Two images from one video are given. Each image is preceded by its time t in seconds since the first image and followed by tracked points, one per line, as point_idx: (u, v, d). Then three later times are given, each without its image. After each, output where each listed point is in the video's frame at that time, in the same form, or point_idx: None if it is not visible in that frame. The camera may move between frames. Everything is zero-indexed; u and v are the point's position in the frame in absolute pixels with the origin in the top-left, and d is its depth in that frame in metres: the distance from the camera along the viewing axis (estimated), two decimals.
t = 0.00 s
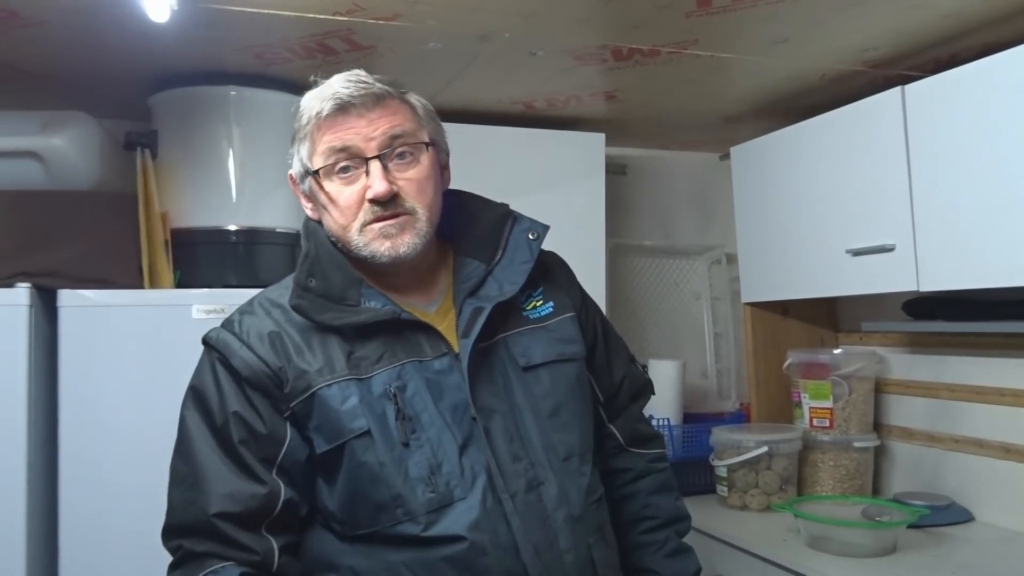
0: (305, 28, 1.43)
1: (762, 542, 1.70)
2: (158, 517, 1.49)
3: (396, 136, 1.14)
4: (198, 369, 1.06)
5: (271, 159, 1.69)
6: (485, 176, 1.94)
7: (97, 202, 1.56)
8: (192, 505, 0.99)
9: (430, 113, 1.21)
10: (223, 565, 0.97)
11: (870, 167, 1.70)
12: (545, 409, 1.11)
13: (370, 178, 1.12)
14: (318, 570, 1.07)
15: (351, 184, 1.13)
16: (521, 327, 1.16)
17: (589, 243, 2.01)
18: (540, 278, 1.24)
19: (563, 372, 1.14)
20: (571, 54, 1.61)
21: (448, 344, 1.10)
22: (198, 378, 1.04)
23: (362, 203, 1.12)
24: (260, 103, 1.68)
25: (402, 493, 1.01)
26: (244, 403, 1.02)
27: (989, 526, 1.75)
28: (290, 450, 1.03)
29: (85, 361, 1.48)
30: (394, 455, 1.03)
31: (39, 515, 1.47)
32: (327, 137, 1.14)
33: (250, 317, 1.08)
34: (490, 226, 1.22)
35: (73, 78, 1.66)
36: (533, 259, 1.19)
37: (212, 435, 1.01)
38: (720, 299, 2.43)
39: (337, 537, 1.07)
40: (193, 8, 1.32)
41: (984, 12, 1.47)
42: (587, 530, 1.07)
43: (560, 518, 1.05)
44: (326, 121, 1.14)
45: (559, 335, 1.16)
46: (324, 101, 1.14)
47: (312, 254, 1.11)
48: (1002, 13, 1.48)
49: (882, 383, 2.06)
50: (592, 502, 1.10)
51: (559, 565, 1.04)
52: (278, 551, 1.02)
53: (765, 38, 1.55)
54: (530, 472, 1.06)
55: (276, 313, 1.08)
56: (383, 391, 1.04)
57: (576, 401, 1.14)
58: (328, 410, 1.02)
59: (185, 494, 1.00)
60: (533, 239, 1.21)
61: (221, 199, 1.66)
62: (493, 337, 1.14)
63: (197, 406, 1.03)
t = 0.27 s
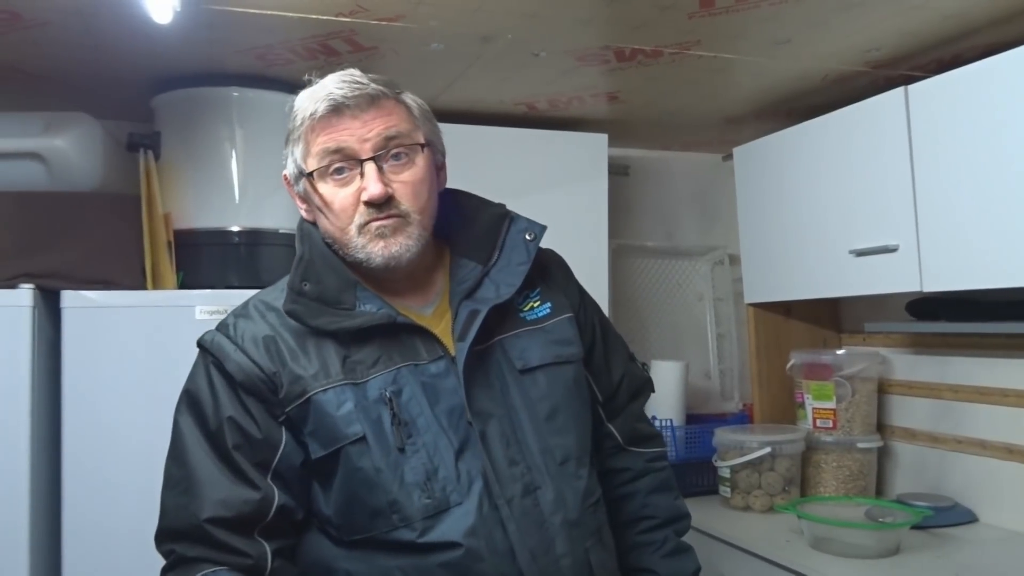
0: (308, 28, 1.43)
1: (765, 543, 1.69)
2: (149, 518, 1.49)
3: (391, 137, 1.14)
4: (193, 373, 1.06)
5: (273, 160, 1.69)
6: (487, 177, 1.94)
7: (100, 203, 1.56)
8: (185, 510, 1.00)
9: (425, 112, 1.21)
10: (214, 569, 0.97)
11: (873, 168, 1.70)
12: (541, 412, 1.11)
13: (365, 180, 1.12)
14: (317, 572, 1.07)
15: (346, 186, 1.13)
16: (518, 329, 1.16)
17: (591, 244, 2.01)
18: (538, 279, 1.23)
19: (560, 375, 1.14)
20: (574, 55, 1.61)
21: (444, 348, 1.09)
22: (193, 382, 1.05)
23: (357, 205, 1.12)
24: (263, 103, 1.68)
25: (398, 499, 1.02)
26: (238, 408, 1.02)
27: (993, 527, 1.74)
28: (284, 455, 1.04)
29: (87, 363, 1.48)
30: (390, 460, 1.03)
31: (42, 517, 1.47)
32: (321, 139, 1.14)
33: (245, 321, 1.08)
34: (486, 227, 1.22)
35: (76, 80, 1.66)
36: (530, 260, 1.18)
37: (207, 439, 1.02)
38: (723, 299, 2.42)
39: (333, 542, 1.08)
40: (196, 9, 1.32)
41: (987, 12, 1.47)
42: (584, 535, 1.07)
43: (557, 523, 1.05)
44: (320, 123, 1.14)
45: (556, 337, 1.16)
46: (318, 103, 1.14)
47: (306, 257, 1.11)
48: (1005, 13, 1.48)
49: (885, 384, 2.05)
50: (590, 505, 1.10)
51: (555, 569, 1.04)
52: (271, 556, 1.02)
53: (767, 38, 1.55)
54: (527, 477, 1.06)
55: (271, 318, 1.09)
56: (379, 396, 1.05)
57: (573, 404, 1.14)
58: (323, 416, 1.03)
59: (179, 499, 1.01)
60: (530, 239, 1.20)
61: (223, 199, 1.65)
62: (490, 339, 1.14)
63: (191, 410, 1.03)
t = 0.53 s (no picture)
0: (311, 30, 1.43)
1: (767, 544, 1.69)
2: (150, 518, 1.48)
3: (387, 139, 1.14)
4: (190, 374, 1.07)
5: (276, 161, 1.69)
6: (489, 178, 1.94)
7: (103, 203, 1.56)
8: (183, 511, 1.00)
9: (422, 114, 1.21)
10: (213, 571, 0.98)
11: (877, 169, 1.69)
12: (538, 415, 1.10)
13: (361, 182, 1.12)
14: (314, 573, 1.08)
15: (342, 188, 1.13)
16: (515, 330, 1.15)
17: (592, 246, 2.01)
18: (535, 281, 1.23)
19: (557, 376, 1.13)
20: (576, 56, 1.61)
21: (440, 350, 1.09)
22: (190, 384, 1.05)
23: (353, 207, 1.12)
24: (265, 104, 1.68)
25: (392, 502, 1.02)
26: (235, 410, 1.03)
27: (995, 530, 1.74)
28: (281, 456, 1.04)
29: (89, 364, 1.48)
30: (384, 463, 1.03)
31: (44, 518, 1.47)
32: (318, 140, 1.13)
33: (242, 323, 1.09)
34: (484, 228, 1.21)
35: (79, 81, 1.66)
36: (527, 261, 1.18)
37: (204, 441, 1.03)
38: (725, 301, 2.42)
39: (328, 544, 1.07)
40: (199, 10, 1.32)
41: (991, 13, 1.46)
42: (579, 538, 1.07)
43: (552, 526, 1.05)
44: (317, 124, 1.14)
45: (553, 338, 1.16)
46: (314, 104, 1.13)
47: (302, 259, 1.11)
48: (1007, 15, 1.47)
49: (888, 385, 2.05)
50: (585, 508, 1.09)
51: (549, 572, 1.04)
52: (270, 557, 1.03)
53: (769, 40, 1.55)
54: (522, 480, 1.06)
55: (267, 319, 1.09)
56: (374, 399, 1.05)
57: (570, 406, 1.13)
58: (318, 418, 1.03)
59: (177, 501, 1.01)
60: (528, 240, 1.20)
61: (226, 200, 1.65)
62: (486, 341, 1.14)
63: (188, 411, 1.04)
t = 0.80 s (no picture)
0: (312, 30, 1.43)
1: (768, 545, 1.69)
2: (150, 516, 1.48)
3: (386, 133, 1.14)
4: (188, 373, 1.07)
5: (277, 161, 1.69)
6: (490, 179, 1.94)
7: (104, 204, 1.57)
8: (180, 509, 1.00)
9: (421, 111, 1.21)
10: (211, 569, 0.98)
11: (879, 170, 1.69)
12: (533, 415, 1.10)
13: (360, 176, 1.12)
14: (310, 573, 1.08)
15: (341, 183, 1.13)
16: (511, 330, 1.15)
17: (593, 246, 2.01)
18: (533, 280, 1.23)
19: (554, 376, 1.13)
20: (577, 57, 1.61)
21: (435, 349, 1.10)
22: (188, 383, 1.06)
23: (353, 201, 1.12)
24: (267, 105, 1.68)
25: (386, 501, 1.01)
26: (231, 409, 1.03)
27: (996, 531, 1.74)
28: (277, 455, 1.05)
29: (89, 363, 1.48)
30: (378, 462, 1.03)
31: (44, 518, 1.47)
32: (316, 136, 1.14)
33: (239, 322, 1.09)
34: (481, 228, 1.22)
35: (81, 80, 1.66)
36: (523, 259, 1.17)
37: (201, 440, 1.03)
38: (726, 301, 2.41)
39: (322, 543, 1.07)
40: (200, 10, 1.32)
41: (993, 14, 1.46)
42: (574, 538, 1.07)
43: (546, 526, 1.05)
44: (315, 120, 1.14)
45: (550, 338, 1.15)
46: (313, 100, 1.14)
47: (299, 257, 1.12)
48: (1010, 15, 1.47)
49: (889, 387, 2.05)
50: (580, 509, 1.09)
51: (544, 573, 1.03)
52: (267, 556, 1.03)
53: (771, 40, 1.55)
54: (516, 480, 1.06)
55: (263, 318, 1.09)
56: (368, 398, 1.05)
57: (565, 407, 1.13)
58: (313, 417, 1.03)
59: (175, 500, 1.01)
60: (524, 239, 1.20)
61: (227, 201, 1.66)
62: (482, 340, 1.14)
63: (185, 410, 1.04)
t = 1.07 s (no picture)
0: (315, 30, 1.43)
1: (769, 546, 1.69)
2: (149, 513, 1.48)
3: (399, 150, 1.13)
4: (183, 371, 1.08)
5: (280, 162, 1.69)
6: (491, 179, 1.94)
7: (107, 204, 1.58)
8: (178, 506, 1.01)
9: (429, 120, 1.20)
10: (204, 564, 0.99)
11: (879, 170, 1.69)
12: (526, 412, 1.10)
13: (372, 194, 1.11)
14: (304, 571, 1.08)
15: (351, 197, 1.12)
16: (505, 327, 1.15)
17: (593, 246, 2.01)
18: (528, 278, 1.23)
19: (547, 373, 1.13)
20: (579, 57, 1.61)
21: (428, 346, 1.09)
22: (183, 380, 1.07)
23: (362, 217, 1.12)
24: (270, 105, 1.69)
25: (376, 497, 1.02)
26: (225, 406, 1.04)
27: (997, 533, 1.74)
28: (270, 452, 1.05)
29: (90, 362, 1.48)
30: (369, 458, 1.03)
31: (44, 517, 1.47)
32: (329, 148, 1.12)
33: (233, 320, 1.09)
34: (477, 228, 1.22)
35: (84, 80, 1.67)
36: (519, 261, 1.17)
37: (196, 437, 1.04)
38: (726, 302, 2.41)
39: (315, 540, 1.08)
40: (203, 10, 1.32)
41: (995, 15, 1.46)
42: (567, 536, 1.06)
43: (539, 523, 1.05)
44: (328, 132, 1.12)
45: (544, 335, 1.15)
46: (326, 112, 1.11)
47: (290, 257, 1.11)
48: (1012, 17, 1.47)
49: (890, 388, 2.05)
50: (573, 507, 1.09)
51: (536, 571, 1.03)
52: (261, 552, 1.03)
53: (772, 41, 1.55)
54: (508, 477, 1.06)
55: (256, 315, 1.09)
56: (360, 394, 1.05)
57: (559, 405, 1.13)
58: (304, 413, 1.03)
59: (170, 496, 1.02)
60: (519, 240, 1.20)
61: (229, 201, 1.66)
62: (475, 338, 1.14)
63: (180, 407, 1.06)
